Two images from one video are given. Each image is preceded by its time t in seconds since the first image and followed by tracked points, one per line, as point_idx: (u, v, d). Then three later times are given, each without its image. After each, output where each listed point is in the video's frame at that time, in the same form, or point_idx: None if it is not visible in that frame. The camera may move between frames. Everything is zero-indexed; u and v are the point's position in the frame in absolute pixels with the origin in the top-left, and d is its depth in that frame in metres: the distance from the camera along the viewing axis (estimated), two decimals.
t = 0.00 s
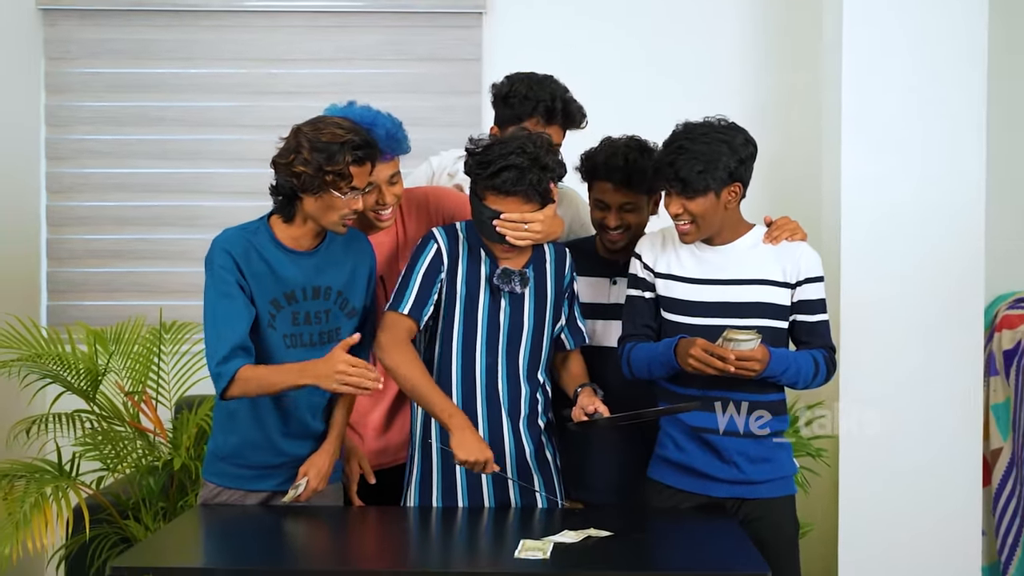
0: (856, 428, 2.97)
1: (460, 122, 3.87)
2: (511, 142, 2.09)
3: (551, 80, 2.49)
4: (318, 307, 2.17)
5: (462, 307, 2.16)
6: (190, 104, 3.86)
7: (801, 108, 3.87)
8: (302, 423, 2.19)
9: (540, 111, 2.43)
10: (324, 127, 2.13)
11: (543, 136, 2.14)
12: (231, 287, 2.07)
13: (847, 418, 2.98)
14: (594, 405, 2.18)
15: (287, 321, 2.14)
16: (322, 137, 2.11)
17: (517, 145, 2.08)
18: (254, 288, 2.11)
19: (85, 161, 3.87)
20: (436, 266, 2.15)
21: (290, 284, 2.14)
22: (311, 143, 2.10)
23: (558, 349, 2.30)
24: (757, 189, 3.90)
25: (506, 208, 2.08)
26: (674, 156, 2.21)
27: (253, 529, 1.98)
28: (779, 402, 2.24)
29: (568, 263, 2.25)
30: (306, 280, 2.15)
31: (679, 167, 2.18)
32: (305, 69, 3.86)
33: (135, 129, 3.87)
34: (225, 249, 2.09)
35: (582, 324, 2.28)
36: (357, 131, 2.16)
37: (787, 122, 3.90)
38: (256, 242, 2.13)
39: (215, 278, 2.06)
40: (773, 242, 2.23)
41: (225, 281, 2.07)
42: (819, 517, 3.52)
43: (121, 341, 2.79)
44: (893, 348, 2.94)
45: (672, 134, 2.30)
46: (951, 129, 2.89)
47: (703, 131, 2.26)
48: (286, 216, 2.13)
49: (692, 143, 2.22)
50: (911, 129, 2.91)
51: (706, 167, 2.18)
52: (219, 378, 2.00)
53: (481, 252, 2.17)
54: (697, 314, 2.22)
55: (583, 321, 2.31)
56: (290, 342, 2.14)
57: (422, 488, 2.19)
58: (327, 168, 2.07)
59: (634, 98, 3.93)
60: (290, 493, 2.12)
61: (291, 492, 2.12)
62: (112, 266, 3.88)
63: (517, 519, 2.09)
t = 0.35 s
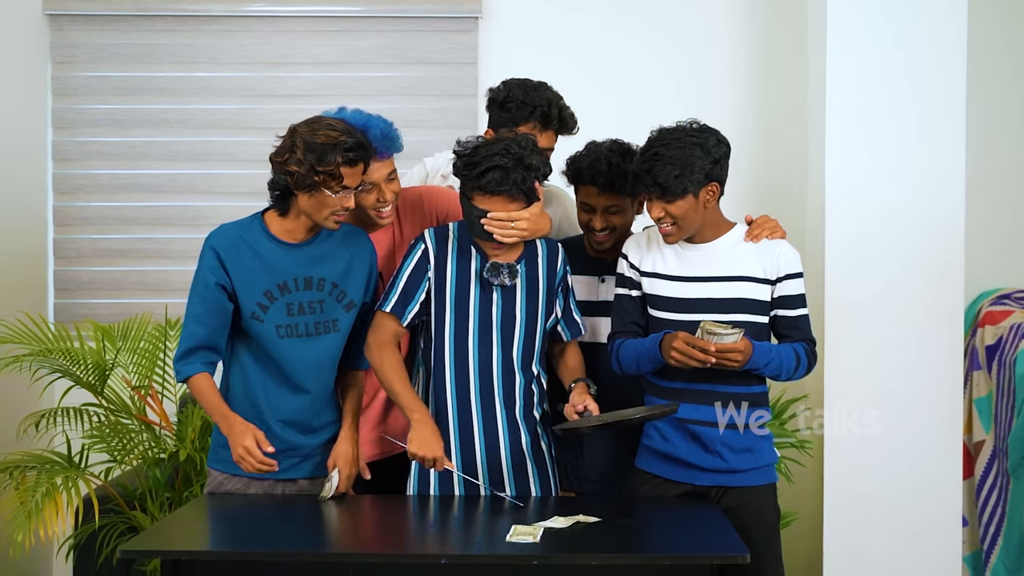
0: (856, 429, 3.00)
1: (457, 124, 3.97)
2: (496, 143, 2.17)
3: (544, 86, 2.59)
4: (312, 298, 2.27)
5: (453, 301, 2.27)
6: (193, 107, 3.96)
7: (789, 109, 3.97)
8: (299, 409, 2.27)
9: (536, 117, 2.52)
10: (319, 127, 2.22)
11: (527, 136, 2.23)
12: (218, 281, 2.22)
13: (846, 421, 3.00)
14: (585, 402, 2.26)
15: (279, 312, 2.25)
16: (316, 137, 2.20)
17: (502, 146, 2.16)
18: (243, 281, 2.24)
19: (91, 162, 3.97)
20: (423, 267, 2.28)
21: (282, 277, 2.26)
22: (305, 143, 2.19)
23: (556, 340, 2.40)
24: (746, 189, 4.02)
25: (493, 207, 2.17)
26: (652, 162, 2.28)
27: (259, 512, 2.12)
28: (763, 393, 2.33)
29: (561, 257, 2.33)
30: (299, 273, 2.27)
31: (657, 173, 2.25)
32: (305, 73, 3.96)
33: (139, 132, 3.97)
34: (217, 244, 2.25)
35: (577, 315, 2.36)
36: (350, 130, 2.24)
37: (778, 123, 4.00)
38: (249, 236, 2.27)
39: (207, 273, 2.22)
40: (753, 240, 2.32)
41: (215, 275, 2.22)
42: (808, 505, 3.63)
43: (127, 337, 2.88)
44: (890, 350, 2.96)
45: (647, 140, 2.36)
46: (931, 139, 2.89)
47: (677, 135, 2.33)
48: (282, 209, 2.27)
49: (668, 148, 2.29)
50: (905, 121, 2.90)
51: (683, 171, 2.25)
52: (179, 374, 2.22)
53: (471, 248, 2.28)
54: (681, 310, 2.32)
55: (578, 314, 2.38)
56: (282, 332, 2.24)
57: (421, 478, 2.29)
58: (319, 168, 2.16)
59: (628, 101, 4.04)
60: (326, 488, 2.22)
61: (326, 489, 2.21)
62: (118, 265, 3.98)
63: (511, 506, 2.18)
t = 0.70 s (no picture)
0: (856, 429, 3.07)
1: (460, 125, 4.04)
2: (493, 149, 2.23)
3: (552, 94, 2.67)
4: (319, 296, 2.35)
5: (454, 299, 2.35)
6: (201, 109, 4.04)
7: (788, 111, 4.06)
8: (306, 405, 2.34)
9: (545, 126, 2.59)
10: (327, 129, 2.29)
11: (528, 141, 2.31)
12: (226, 281, 2.31)
13: (846, 421, 3.07)
14: (588, 415, 2.31)
15: (287, 310, 2.33)
16: (324, 139, 2.27)
17: (498, 152, 2.23)
18: (252, 280, 2.32)
19: (101, 162, 4.04)
20: (422, 270, 2.38)
21: (290, 275, 2.34)
22: (313, 144, 2.26)
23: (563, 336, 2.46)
24: (744, 191, 4.10)
25: (489, 211, 2.24)
26: (642, 170, 2.34)
27: (267, 505, 2.18)
28: (755, 389, 2.41)
29: (564, 254, 2.39)
30: (306, 272, 2.35)
31: (647, 181, 2.31)
32: (311, 75, 4.04)
33: (148, 133, 4.05)
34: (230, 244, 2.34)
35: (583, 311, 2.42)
36: (359, 132, 2.30)
37: (778, 125, 4.08)
38: (260, 235, 2.35)
39: (216, 272, 2.31)
40: (745, 240, 2.39)
41: (224, 273, 2.31)
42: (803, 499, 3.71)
43: (139, 334, 2.97)
44: (880, 347, 3.04)
45: (638, 149, 2.43)
46: (929, 134, 2.97)
47: (667, 144, 2.39)
48: (294, 210, 2.35)
49: (658, 156, 2.35)
50: (901, 116, 2.98)
51: (673, 179, 2.30)
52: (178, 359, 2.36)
53: (472, 247, 2.36)
54: (676, 309, 2.40)
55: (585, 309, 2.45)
56: (290, 330, 2.32)
57: (427, 470, 2.37)
58: (327, 169, 2.23)
59: (630, 103, 4.11)
60: (337, 476, 2.31)
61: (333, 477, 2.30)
62: (128, 264, 4.07)
63: (514, 498, 2.25)
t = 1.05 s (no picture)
0: (855, 428, 3.12)
1: (464, 125, 4.09)
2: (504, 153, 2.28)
3: (557, 94, 2.71)
4: (330, 296, 2.39)
5: (464, 297, 2.40)
6: (208, 109, 4.09)
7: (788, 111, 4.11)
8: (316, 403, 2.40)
9: (549, 125, 2.64)
10: (339, 132, 2.33)
11: (536, 144, 2.34)
12: (242, 281, 2.35)
13: (846, 421, 3.12)
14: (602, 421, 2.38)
15: (299, 309, 2.37)
16: (335, 142, 2.30)
17: (508, 157, 2.27)
18: (266, 280, 2.36)
19: (109, 162, 4.09)
20: (431, 269, 2.42)
21: (302, 275, 2.38)
22: (324, 147, 2.29)
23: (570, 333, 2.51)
24: (744, 190, 4.15)
25: (499, 215, 2.28)
26: (640, 174, 2.36)
27: (275, 499, 2.23)
28: (755, 385, 2.45)
29: (570, 253, 2.45)
30: (317, 273, 2.39)
31: (646, 185, 2.33)
32: (317, 76, 4.09)
33: (155, 133, 4.09)
34: (245, 244, 2.38)
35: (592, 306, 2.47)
36: (371, 135, 2.33)
37: (778, 125, 4.13)
38: (274, 236, 2.39)
39: (230, 272, 2.35)
40: (745, 239, 2.43)
41: (238, 274, 2.35)
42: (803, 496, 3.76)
43: (151, 331, 3.03)
44: (879, 344, 3.09)
45: (635, 153, 2.45)
46: (926, 133, 3.02)
47: (663, 147, 2.42)
48: (306, 211, 2.39)
49: (655, 159, 2.38)
50: (898, 115, 3.03)
51: (670, 182, 2.33)
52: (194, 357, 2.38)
53: (480, 246, 2.41)
54: (677, 307, 2.45)
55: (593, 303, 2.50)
56: (301, 329, 2.37)
57: (435, 465, 2.43)
58: (337, 171, 2.26)
59: (632, 104, 4.16)
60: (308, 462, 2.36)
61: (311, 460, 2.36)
62: (136, 262, 4.11)
63: (523, 492, 2.30)
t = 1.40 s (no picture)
0: (855, 428, 3.14)
1: (465, 125, 4.11)
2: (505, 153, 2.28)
3: (559, 94, 2.72)
4: (330, 297, 2.40)
5: (467, 297, 2.41)
6: (210, 109, 4.10)
7: (787, 111, 4.13)
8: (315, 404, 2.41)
9: (552, 125, 2.66)
10: (338, 137, 2.32)
11: (540, 146, 2.36)
12: (244, 284, 2.35)
13: (846, 421, 3.14)
14: (606, 425, 2.41)
15: (300, 312, 2.38)
16: (336, 147, 2.29)
17: (511, 158, 2.28)
18: (267, 282, 2.37)
19: (111, 161, 4.10)
20: (435, 268, 2.43)
21: (303, 278, 2.38)
22: (325, 152, 2.28)
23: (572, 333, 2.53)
24: (743, 189, 4.16)
25: (502, 215, 2.30)
26: (638, 179, 2.37)
27: (280, 496, 2.24)
28: (753, 384, 2.46)
29: (573, 253, 2.47)
30: (318, 275, 2.39)
31: (643, 190, 2.35)
32: (319, 76, 4.10)
33: (158, 132, 4.11)
34: (247, 246, 2.38)
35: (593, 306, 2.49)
36: (370, 139, 2.33)
37: (778, 124, 4.14)
38: (275, 238, 2.39)
39: (232, 274, 2.34)
40: (744, 239, 2.44)
41: (240, 276, 2.35)
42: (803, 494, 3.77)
43: (155, 330, 3.07)
44: (878, 343, 3.11)
45: (634, 155, 2.45)
46: (924, 133, 3.03)
47: (659, 150, 2.42)
48: (306, 216, 2.37)
49: (653, 163, 2.38)
50: (896, 114, 3.04)
51: (666, 186, 2.33)
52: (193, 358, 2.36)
53: (483, 247, 2.42)
54: (676, 307, 2.46)
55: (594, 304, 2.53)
56: (301, 331, 2.38)
57: (438, 462, 2.44)
58: (338, 176, 2.25)
59: (632, 102, 4.18)
60: (314, 464, 2.39)
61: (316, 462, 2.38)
62: (138, 261, 4.12)
63: (526, 490, 2.32)
